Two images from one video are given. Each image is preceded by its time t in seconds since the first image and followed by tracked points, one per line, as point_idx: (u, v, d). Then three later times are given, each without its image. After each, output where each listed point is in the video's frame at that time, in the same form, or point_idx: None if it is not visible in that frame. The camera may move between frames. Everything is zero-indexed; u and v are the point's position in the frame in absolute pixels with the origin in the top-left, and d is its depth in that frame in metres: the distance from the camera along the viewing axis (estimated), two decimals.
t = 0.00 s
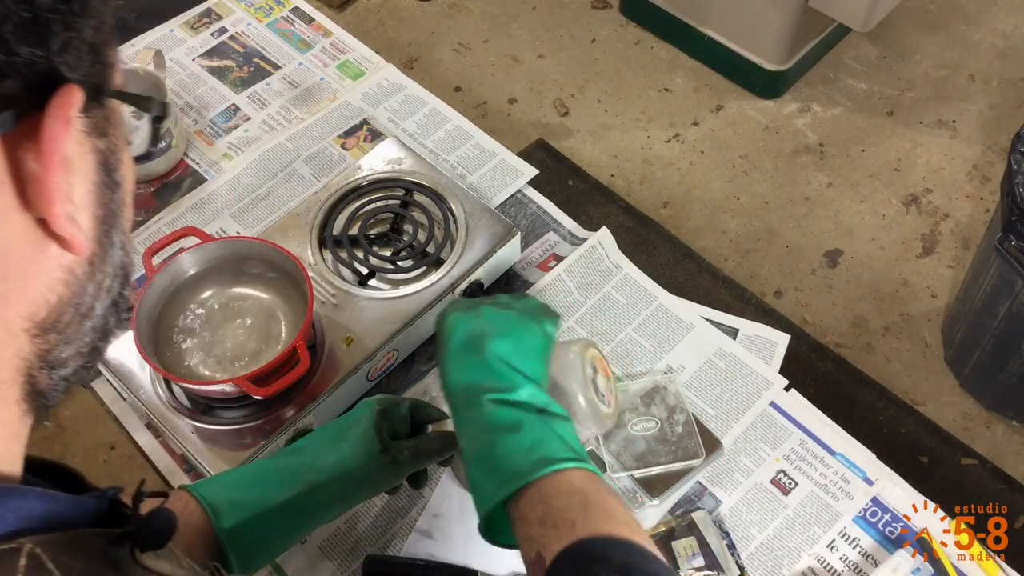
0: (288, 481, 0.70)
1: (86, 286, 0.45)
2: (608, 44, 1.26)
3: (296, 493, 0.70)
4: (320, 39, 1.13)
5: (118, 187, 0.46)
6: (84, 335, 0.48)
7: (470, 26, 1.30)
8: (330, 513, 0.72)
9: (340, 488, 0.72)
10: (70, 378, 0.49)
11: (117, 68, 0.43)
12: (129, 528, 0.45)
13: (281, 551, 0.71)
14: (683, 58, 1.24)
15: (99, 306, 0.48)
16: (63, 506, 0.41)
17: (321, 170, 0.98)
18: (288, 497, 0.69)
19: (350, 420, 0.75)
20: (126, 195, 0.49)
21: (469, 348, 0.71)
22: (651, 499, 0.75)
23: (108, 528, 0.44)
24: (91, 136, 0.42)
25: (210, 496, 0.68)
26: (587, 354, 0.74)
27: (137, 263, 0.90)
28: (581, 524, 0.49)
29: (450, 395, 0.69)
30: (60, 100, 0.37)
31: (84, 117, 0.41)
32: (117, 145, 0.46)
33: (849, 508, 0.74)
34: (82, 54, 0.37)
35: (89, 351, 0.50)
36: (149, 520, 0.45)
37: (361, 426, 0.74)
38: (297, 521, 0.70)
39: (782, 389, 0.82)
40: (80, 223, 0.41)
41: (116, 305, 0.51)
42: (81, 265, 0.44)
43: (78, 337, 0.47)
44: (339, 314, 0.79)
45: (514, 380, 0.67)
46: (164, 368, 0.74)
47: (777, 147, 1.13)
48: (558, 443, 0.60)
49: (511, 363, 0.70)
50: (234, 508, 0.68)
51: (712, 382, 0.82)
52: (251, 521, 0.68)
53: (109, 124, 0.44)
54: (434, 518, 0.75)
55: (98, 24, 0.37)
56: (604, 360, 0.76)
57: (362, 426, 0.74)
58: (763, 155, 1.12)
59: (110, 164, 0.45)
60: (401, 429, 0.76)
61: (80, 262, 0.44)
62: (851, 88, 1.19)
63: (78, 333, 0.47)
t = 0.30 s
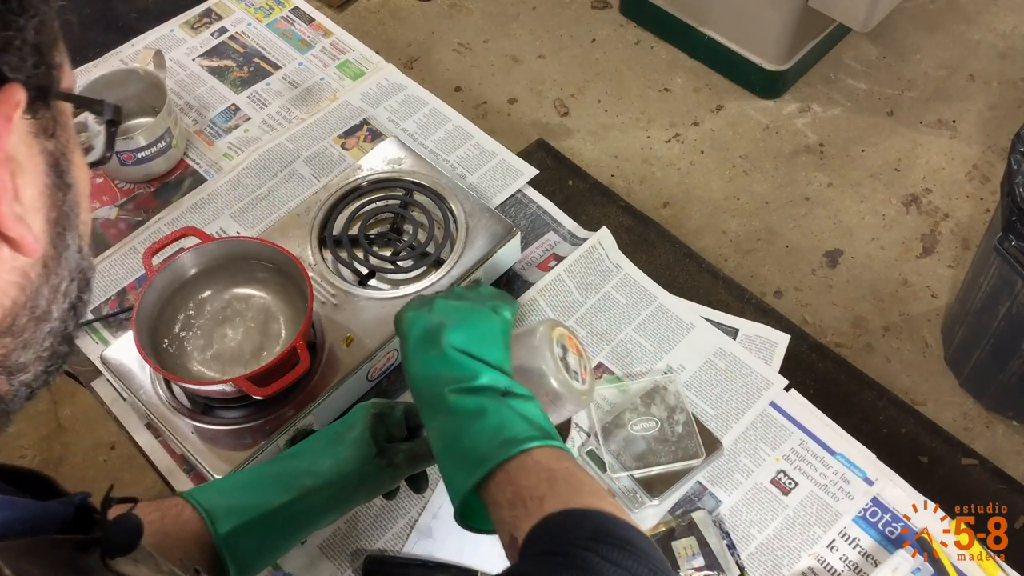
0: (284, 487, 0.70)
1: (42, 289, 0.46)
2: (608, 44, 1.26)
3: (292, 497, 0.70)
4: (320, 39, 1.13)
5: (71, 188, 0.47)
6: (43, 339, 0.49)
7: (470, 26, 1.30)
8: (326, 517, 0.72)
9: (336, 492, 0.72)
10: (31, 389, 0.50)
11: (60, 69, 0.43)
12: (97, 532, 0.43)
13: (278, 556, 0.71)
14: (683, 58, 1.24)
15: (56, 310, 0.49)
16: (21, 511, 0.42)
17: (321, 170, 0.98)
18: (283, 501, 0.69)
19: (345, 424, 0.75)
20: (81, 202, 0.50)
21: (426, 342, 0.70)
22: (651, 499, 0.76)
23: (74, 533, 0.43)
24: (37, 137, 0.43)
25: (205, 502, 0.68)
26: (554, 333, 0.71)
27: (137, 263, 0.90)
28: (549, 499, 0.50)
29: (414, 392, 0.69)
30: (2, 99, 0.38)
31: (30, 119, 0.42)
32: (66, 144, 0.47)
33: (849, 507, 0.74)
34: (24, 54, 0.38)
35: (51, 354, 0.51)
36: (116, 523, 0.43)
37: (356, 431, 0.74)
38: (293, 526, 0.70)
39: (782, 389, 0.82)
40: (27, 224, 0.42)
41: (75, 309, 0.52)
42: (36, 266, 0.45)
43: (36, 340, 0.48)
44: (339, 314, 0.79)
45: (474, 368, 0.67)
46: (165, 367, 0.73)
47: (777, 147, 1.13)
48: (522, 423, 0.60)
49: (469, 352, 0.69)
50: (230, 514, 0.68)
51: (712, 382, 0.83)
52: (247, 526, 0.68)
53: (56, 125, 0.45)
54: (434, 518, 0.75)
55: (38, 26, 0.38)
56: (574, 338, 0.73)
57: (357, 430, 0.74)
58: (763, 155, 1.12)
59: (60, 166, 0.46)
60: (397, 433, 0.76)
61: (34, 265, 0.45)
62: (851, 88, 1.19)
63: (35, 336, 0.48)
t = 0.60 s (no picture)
0: (283, 488, 0.70)
1: (23, 294, 0.46)
2: (609, 44, 1.26)
3: (291, 498, 0.70)
4: (320, 39, 1.13)
5: (49, 196, 0.50)
6: (24, 347, 0.48)
7: (471, 26, 1.30)
8: (325, 517, 0.72)
9: (335, 492, 0.72)
10: (13, 399, 0.50)
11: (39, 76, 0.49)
12: (83, 536, 0.43)
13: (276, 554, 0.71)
14: (683, 58, 1.24)
15: (36, 316, 0.49)
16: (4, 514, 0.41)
17: (322, 170, 0.98)
18: (281, 502, 0.69)
19: (343, 425, 0.75)
20: (57, 211, 0.52)
21: (430, 336, 0.71)
22: (651, 499, 0.76)
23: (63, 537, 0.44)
24: (19, 144, 0.46)
25: (203, 503, 0.68)
26: (555, 334, 0.69)
27: (137, 263, 0.90)
28: (548, 501, 0.50)
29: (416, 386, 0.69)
30: None
31: (10, 123, 0.45)
32: (44, 150, 0.50)
33: (849, 507, 0.74)
34: (5, 62, 0.44)
35: (32, 363, 0.50)
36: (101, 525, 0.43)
37: (354, 431, 0.74)
38: (291, 526, 0.70)
39: (782, 389, 0.82)
40: (7, 229, 0.45)
41: (55, 317, 0.53)
42: (18, 272, 0.46)
43: (18, 348, 0.48)
44: (339, 314, 0.79)
45: (478, 364, 0.67)
46: (166, 368, 0.73)
47: (777, 147, 1.13)
48: (525, 421, 0.60)
49: (474, 347, 0.69)
50: (229, 515, 0.68)
51: (712, 382, 0.82)
52: (245, 527, 0.68)
53: (35, 132, 0.48)
54: (435, 518, 0.75)
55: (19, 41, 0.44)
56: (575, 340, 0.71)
57: (355, 431, 0.74)
58: (763, 155, 1.12)
59: (40, 173, 0.48)
60: (394, 434, 0.76)
61: (15, 270, 0.46)
62: (851, 88, 1.19)
63: (17, 343, 0.47)
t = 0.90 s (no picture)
0: (282, 486, 0.70)
1: (30, 303, 0.48)
2: (608, 44, 1.26)
3: (290, 496, 0.70)
4: (320, 39, 1.13)
5: (58, 204, 0.50)
6: (30, 355, 0.51)
7: (471, 26, 1.30)
8: (325, 516, 0.72)
9: (334, 491, 0.72)
10: (18, 406, 0.53)
11: (54, 84, 0.49)
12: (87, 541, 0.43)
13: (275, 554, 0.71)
14: (683, 58, 1.24)
15: (44, 325, 0.52)
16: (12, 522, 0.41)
17: (322, 170, 0.98)
18: (280, 501, 0.69)
19: (343, 423, 0.75)
20: (64, 219, 0.52)
21: (450, 334, 0.71)
22: (651, 499, 0.76)
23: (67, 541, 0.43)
24: (29, 151, 0.46)
25: (203, 502, 0.67)
26: (572, 339, 0.73)
27: (137, 263, 0.90)
28: (559, 511, 0.50)
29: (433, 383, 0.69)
30: None
31: (21, 131, 0.45)
32: (55, 157, 0.50)
33: (849, 508, 0.74)
34: (17, 67, 0.43)
35: (39, 372, 0.53)
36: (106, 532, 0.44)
37: (354, 429, 0.74)
38: (290, 525, 0.70)
39: (782, 389, 0.82)
40: (14, 235, 0.45)
41: (64, 327, 0.56)
42: (23, 279, 0.47)
43: (24, 356, 0.51)
44: (339, 314, 0.79)
45: (497, 366, 0.67)
46: (165, 368, 0.73)
47: (777, 147, 1.13)
48: (540, 427, 0.60)
49: (494, 347, 0.69)
50: (228, 514, 0.68)
51: (712, 382, 0.82)
52: (245, 526, 0.68)
53: (45, 139, 0.48)
54: (435, 519, 0.75)
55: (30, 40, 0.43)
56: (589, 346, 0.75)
57: (355, 429, 0.74)
58: (763, 155, 1.12)
59: (49, 180, 0.49)
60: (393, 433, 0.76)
61: (21, 278, 0.46)
62: (851, 88, 1.19)
63: (24, 350, 0.50)
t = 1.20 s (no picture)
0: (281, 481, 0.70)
1: (42, 304, 0.48)
2: (608, 44, 1.26)
3: (289, 491, 0.70)
4: (320, 39, 1.13)
5: (72, 204, 0.50)
6: (42, 355, 0.52)
7: (471, 26, 1.30)
8: (324, 511, 0.72)
9: (334, 487, 0.71)
10: (32, 407, 0.53)
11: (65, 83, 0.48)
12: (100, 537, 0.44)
13: (273, 549, 0.71)
14: (683, 58, 1.24)
15: (57, 325, 0.52)
16: (22, 519, 0.40)
17: (321, 170, 0.98)
18: (280, 495, 0.69)
19: (344, 420, 0.75)
20: (78, 218, 0.52)
21: (462, 338, 0.70)
22: (650, 499, 0.76)
23: (78, 539, 0.43)
24: (42, 151, 0.46)
25: (203, 497, 0.68)
26: (578, 345, 0.74)
27: (137, 263, 0.90)
28: (570, 520, 0.50)
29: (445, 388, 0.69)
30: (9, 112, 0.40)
31: (33, 131, 0.45)
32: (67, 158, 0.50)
33: (849, 508, 0.74)
34: (30, 68, 0.42)
35: (50, 372, 0.54)
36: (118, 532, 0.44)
37: (354, 425, 0.74)
38: (289, 520, 0.70)
39: (782, 389, 0.82)
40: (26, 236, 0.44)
41: (76, 327, 0.55)
42: (36, 280, 0.47)
43: (37, 355, 0.51)
44: (339, 314, 0.79)
45: (510, 371, 0.67)
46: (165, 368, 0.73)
47: (777, 147, 1.13)
48: (554, 436, 0.60)
49: (507, 351, 0.69)
50: (228, 508, 0.68)
51: (712, 382, 0.82)
52: (245, 521, 0.68)
53: (59, 139, 0.48)
54: (434, 519, 0.75)
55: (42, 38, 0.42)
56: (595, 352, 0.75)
57: (356, 425, 0.74)
58: (763, 155, 1.12)
59: (62, 181, 0.49)
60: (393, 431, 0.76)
61: (34, 278, 0.47)
62: (851, 88, 1.19)
63: (36, 351, 0.51)
